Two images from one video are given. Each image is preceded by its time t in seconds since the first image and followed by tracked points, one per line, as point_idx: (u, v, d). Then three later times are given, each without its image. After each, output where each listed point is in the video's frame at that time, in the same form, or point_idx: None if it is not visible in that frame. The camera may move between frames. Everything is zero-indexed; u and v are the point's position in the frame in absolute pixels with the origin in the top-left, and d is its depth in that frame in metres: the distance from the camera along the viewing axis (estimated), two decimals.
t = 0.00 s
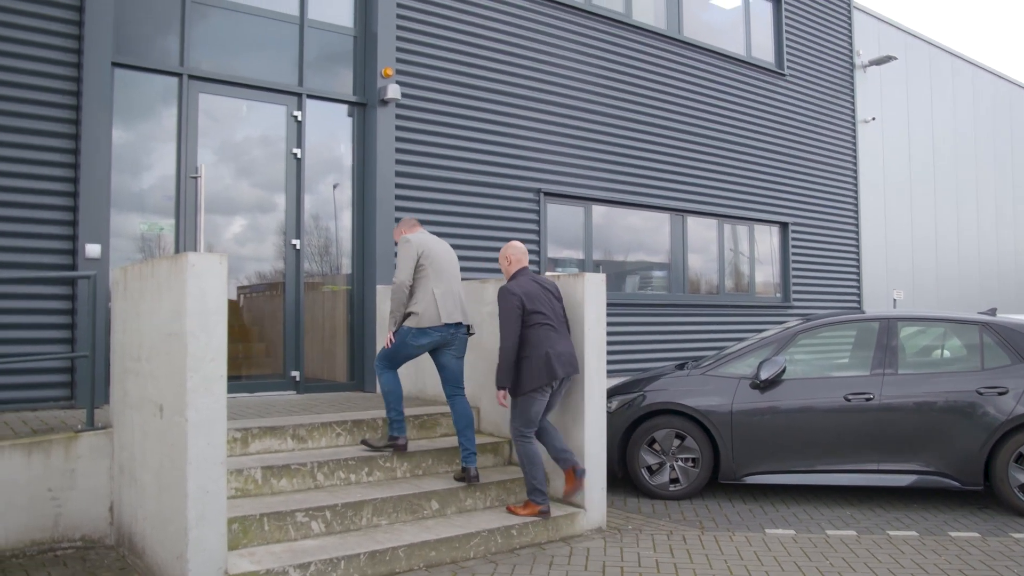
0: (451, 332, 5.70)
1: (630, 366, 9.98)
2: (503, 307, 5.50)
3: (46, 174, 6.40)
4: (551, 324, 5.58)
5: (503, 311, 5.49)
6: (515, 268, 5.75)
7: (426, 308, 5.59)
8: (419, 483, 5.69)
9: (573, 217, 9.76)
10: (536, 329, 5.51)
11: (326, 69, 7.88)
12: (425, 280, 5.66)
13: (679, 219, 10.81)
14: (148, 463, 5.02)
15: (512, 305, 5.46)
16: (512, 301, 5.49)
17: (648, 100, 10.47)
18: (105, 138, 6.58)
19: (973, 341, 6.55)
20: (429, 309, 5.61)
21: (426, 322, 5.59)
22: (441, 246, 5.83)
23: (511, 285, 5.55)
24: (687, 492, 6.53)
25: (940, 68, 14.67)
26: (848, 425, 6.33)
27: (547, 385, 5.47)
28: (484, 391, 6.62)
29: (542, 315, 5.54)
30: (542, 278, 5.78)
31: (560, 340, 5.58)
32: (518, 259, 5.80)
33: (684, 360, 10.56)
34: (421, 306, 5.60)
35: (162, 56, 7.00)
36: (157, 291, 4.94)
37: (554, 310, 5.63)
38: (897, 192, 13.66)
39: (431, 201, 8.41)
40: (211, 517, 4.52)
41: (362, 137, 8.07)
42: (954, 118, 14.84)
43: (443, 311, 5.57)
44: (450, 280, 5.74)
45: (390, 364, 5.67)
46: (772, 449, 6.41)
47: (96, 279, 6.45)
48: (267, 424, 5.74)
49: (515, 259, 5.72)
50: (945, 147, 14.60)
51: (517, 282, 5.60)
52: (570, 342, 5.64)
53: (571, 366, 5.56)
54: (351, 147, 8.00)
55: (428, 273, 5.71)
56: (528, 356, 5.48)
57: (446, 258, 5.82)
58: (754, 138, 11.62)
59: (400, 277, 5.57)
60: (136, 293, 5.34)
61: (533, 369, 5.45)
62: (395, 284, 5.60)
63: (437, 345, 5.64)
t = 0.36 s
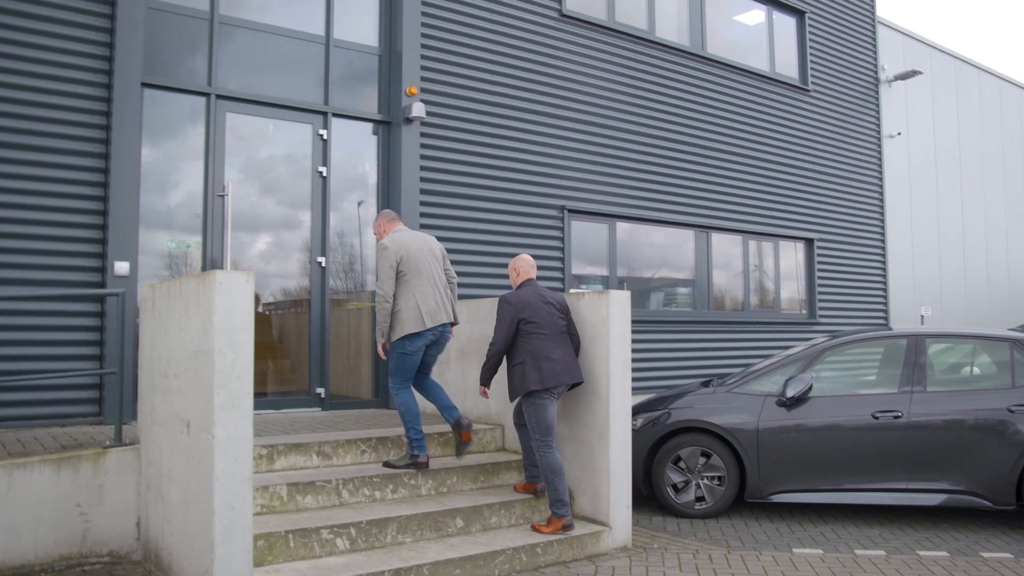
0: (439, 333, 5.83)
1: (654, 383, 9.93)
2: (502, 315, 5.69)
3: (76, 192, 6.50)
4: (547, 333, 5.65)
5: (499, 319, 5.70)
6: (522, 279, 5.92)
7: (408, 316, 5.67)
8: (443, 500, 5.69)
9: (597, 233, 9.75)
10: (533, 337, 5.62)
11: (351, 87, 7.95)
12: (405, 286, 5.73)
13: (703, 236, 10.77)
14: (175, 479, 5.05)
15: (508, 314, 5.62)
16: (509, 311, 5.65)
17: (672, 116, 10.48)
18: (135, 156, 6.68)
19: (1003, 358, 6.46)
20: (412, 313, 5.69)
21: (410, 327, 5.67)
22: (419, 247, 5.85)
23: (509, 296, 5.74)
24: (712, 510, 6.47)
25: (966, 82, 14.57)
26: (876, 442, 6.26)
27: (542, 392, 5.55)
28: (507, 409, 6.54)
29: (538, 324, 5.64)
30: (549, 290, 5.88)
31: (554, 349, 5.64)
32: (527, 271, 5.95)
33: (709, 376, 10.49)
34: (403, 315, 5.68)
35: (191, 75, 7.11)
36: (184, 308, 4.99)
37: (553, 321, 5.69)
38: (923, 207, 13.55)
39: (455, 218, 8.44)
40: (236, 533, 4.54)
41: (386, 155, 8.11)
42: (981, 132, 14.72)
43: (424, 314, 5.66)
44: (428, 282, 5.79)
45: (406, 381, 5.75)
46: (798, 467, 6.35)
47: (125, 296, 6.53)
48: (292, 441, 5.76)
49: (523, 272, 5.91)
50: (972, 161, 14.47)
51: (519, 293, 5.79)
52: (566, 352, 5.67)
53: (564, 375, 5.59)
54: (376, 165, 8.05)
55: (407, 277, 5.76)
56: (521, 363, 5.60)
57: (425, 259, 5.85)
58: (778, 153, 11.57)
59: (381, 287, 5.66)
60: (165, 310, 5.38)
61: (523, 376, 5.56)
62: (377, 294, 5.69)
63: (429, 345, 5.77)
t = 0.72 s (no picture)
0: (430, 343, 5.83)
1: (680, 399, 9.87)
2: (523, 300, 5.91)
3: (106, 210, 6.59)
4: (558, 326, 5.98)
5: (520, 303, 5.91)
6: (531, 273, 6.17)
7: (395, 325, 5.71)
8: (468, 517, 5.68)
9: (621, 248, 9.73)
10: (551, 324, 5.92)
11: (377, 105, 8.02)
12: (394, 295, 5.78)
13: (729, 251, 10.72)
14: (202, 495, 5.07)
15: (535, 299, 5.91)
16: (533, 296, 5.92)
17: (696, 131, 10.46)
18: (164, 175, 6.76)
19: None
20: (399, 322, 5.73)
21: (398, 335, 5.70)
22: (410, 260, 5.89)
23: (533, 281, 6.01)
24: (740, 528, 6.42)
25: (995, 95, 14.45)
26: (906, 460, 6.18)
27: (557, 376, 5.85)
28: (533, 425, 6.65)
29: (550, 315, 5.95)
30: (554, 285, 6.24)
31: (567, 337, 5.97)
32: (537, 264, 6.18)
33: (735, 393, 10.41)
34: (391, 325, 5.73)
35: (220, 94, 7.20)
36: (212, 325, 5.03)
37: (563, 313, 6.02)
38: (951, 220, 13.42)
39: (480, 234, 8.45)
40: (262, 549, 4.56)
41: (411, 172, 8.16)
42: (1010, 145, 14.58)
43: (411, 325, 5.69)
44: (415, 293, 5.81)
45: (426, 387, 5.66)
46: (827, 485, 6.28)
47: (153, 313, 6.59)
48: (318, 457, 5.78)
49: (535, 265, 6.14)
50: (1001, 174, 14.32)
51: (537, 281, 6.06)
52: (575, 343, 5.98)
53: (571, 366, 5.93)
54: (401, 183, 8.10)
55: (397, 287, 5.81)
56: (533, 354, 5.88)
57: (416, 272, 5.88)
58: (803, 168, 11.52)
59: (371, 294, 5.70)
60: (193, 327, 5.43)
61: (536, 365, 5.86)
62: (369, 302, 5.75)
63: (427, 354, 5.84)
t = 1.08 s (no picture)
0: (416, 331, 6.23)
1: (710, 411, 9.80)
2: (523, 315, 5.94)
3: (140, 224, 6.68)
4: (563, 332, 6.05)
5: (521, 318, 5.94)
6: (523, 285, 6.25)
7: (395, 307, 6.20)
8: (498, 528, 5.68)
9: (650, 259, 9.70)
10: (553, 334, 5.97)
11: (406, 118, 8.07)
12: (399, 278, 6.25)
13: (759, 261, 10.65)
14: (234, 505, 5.10)
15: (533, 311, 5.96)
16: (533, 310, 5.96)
17: (725, 140, 10.43)
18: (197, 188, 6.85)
19: None
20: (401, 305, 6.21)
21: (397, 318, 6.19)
22: (417, 250, 6.41)
23: (529, 294, 6.05)
24: (771, 542, 6.35)
25: None
26: (941, 473, 6.09)
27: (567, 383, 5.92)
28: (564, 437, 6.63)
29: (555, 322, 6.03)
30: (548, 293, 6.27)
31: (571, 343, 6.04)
32: (527, 276, 6.26)
33: (766, 404, 10.32)
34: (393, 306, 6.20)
35: (251, 108, 7.29)
36: (244, 337, 5.08)
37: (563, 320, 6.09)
38: (985, 230, 13.24)
39: (508, 246, 8.47)
40: (293, 560, 4.58)
41: (440, 183, 8.20)
42: None
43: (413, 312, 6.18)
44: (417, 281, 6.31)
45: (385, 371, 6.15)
46: (861, 497, 6.20)
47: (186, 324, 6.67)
48: (348, 468, 5.81)
49: (526, 277, 6.23)
50: None
51: (532, 293, 6.11)
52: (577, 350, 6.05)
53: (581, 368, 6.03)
54: (430, 195, 8.14)
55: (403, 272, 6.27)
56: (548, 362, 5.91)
57: (421, 260, 6.39)
58: (834, 177, 11.42)
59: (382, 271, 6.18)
60: (224, 340, 5.48)
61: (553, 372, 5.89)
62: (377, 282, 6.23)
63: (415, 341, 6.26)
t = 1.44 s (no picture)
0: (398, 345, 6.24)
1: (739, 419, 9.74)
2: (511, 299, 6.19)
3: (172, 233, 6.77)
4: (557, 317, 6.19)
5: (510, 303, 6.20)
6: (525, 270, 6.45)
7: (389, 325, 6.21)
8: (527, 536, 5.68)
9: (678, 266, 9.66)
10: (541, 319, 6.14)
11: (434, 126, 8.10)
12: (392, 293, 6.25)
13: (788, 267, 10.58)
14: (265, 512, 5.14)
15: (519, 297, 6.16)
16: (520, 295, 6.17)
17: (753, 146, 10.37)
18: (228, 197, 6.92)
19: None
20: (392, 324, 6.22)
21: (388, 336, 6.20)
22: (405, 262, 6.38)
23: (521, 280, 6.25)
24: (803, 550, 6.28)
25: None
26: (977, 482, 6.00)
27: (550, 370, 6.03)
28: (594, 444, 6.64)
29: (548, 305, 6.18)
30: (552, 279, 6.38)
31: (564, 330, 6.14)
32: (529, 260, 6.45)
33: (796, 412, 10.23)
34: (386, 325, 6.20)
35: (281, 118, 7.36)
36: (275, 345, 5.12)
37: (557, 307, 6.19)
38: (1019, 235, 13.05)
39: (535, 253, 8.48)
40: (324, 567, 4.60)
41: (469, 191, 8.23)
42: None
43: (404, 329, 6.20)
44: (404, 296, 6.28)
45: (378, 383, 6.21)
46: (894, 506, 6.12)
47: (217, 332, 6.73)
48: (378, 475, 5.83)
49: (526, 261, 6.42)
50: None
51: (526, 279, 6.30)
52: (572, 336, 6.14)
53: (574, 352, 6.09)
54: (458, 202, 8.17)
55: (393, 287, 6.26)
56: (534, 343, 6.10)
57: (410, 272, 6.37)
58: (863, 182, 11.31)
59: (375, 291, 6.12)
60: (255, 348, 5.53)
61: (538, 353, 6.05)
62: (370, 301, 6.18)
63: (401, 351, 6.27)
